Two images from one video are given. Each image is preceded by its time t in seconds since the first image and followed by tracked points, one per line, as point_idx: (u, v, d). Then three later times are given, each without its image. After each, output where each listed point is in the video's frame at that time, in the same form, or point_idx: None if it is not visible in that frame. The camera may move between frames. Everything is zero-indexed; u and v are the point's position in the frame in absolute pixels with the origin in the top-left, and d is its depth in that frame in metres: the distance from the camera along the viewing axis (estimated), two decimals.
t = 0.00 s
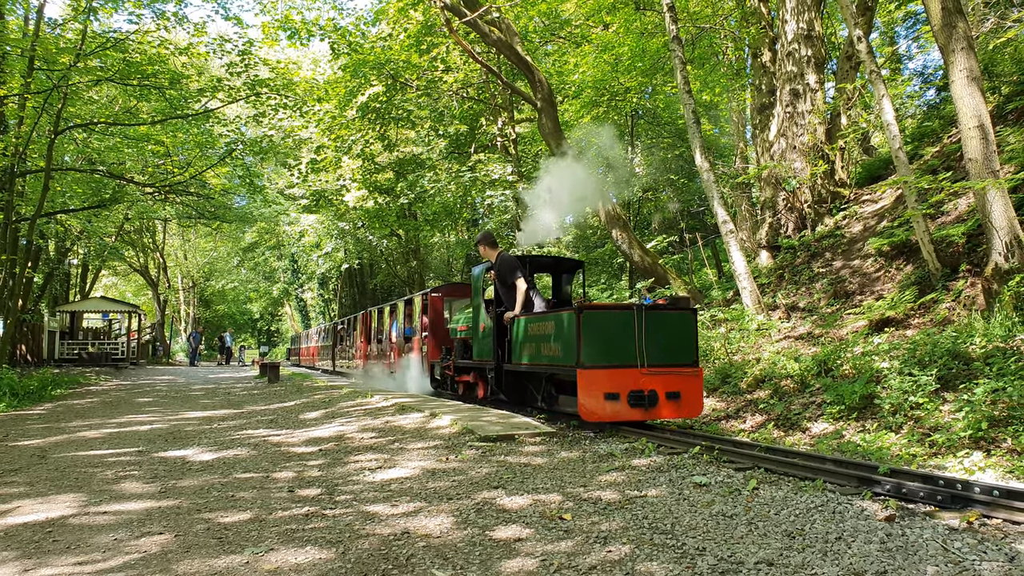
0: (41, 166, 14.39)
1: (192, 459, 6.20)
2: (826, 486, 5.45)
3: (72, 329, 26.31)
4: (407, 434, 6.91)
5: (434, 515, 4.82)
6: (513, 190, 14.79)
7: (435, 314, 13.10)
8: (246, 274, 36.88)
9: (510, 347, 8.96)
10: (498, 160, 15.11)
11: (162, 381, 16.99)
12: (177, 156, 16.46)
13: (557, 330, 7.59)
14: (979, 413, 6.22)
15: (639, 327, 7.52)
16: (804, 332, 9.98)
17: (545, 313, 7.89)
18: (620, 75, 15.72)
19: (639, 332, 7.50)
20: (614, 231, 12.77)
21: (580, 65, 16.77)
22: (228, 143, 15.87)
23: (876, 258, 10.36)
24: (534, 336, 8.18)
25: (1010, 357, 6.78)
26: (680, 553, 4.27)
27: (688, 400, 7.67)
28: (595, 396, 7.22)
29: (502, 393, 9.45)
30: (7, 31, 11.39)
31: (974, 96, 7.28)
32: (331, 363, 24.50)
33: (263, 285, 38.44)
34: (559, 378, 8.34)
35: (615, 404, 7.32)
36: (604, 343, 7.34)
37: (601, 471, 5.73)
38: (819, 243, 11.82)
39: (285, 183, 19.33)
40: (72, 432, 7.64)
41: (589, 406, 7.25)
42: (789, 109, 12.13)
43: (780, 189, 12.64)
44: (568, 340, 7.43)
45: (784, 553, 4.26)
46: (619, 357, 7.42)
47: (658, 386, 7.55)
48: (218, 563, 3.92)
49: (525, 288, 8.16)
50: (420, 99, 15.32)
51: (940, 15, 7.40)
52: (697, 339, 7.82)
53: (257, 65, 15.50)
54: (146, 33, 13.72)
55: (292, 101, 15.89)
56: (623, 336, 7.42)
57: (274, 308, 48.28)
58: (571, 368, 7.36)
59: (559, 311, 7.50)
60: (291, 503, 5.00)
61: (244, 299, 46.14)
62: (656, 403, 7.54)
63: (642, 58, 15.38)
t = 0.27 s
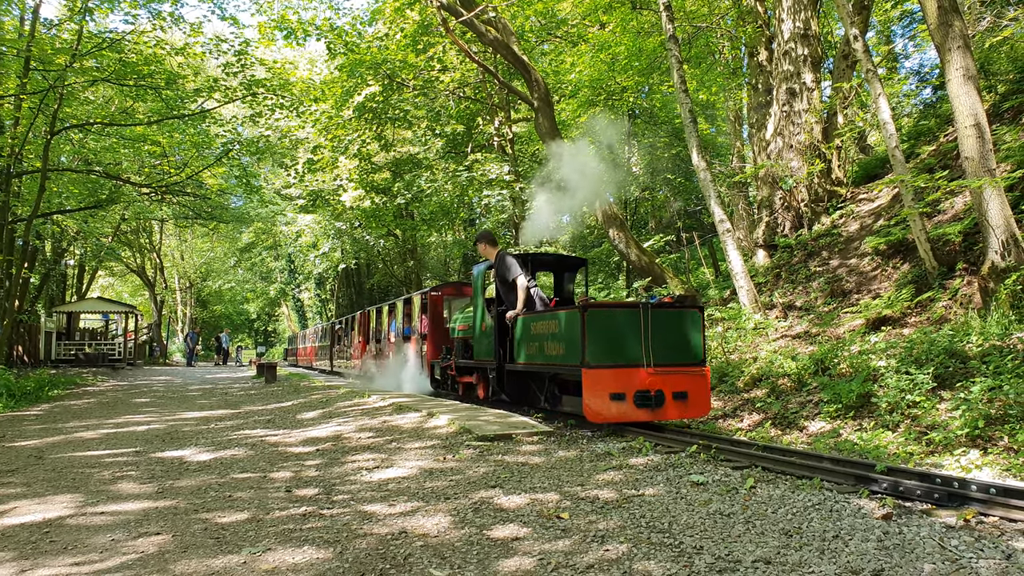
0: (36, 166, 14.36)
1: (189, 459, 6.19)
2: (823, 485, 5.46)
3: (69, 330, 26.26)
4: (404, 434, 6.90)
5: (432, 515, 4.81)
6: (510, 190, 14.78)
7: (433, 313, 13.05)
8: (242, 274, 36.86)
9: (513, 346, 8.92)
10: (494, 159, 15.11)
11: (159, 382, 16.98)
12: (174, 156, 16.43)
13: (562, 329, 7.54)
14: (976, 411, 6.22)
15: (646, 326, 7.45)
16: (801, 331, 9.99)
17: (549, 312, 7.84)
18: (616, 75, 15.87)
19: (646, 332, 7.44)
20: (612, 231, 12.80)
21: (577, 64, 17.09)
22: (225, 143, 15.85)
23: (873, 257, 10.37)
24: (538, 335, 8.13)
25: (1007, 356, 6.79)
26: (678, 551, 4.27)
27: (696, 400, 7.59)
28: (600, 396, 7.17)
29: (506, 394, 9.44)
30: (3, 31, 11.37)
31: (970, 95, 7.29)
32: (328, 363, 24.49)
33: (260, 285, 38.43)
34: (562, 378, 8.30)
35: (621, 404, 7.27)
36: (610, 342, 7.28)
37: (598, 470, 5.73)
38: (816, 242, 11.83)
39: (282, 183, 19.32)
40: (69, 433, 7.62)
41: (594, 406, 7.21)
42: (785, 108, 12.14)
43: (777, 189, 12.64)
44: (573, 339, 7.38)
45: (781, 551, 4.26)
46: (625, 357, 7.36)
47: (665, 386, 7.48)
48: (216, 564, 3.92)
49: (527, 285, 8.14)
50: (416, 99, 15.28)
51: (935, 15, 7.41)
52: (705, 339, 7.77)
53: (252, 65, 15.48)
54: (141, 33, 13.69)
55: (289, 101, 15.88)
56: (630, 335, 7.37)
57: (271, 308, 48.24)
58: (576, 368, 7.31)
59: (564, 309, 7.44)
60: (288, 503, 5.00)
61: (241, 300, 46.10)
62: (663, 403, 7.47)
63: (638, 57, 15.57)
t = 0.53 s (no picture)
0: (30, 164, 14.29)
1: (183, 458, 6.17)
2: (817, 485, 5.48)
3: (62, 328, 26.13)
4: (399, 433, 6.89)
5: (427, 515, 4.81)
6: (506, 189, 14.77)
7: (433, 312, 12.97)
8: (237, 273, 36.76)
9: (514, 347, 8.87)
10: (491, 159, 15.11)
11: (153, 381, 16.90)
12: (169, 154, 16.37)
13: (566, 329, 7.50)
14: (970, 412, 6.25)
15: (650, 325, 7.44)
16: (796, 332, 10.01)
17: (552, 311, 7.80)
18: (613, 75, 15.96)
19: (650, 331, 7.43)
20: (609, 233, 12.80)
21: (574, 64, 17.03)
22: (220, 141, 15.81)
23: (868, 257, 10.40)
24: (540, 335, 8.09)
25: (1000, 357, 6.82)
26: (672, 551, 4.28)
27: (702, 401, 7.56)
28: (605, 397, 7.12)
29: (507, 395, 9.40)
30: None
31: (964, 97, 7.32)
32: (323, 362, 24.43)
33: (255, 284, 38.34)
34: (565, 379, 8.26)
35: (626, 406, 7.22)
36: (615, 342, 7.25)
37: (593, 470, 5.73)
38: (811, 243, 11.86)
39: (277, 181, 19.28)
40: (62, 432, 7.59)
41: (600, 407, 7.15)
42: (781, 109, 12.16)
43: (772, 190, 12.67)
44: (577, 338, 7.34)
45: (775, 551, 4.27)
46: (629, 356, 7.33)
47: (670, 386, 7.45)
48: (210, 563, 3.90)
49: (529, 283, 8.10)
50: (413, 98, 15.43)
51: (930, 17, 7.43)
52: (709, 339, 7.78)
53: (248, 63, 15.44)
54: (136, 30, 13.64)
55: (285, 99, 15.85)
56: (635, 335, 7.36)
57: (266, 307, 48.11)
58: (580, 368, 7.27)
59: (568, 308, 7.41)
60: (283, 503, 4.98)
61: (236, 299, 45.96)
62: (669, 404, 7.43)
63: (635, 58, 15.56)
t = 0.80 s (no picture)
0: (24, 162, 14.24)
1: (178, 458, 6.16)
2: (811, 484, 5.49)
3: (57, 327, 26.04)
4: (394, 432, 6.89)
5: (422, 514, 4.81)
6: (502, 188, 14.75)
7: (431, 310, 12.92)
8: (233, 272, 36.70)
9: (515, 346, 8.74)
10: (488, 158, 15.14)
11: (148, 380, 16.85)
12: (164, 153, 16.34)
13: (569, 327, 7.37)
14: (964, 412, 6.27)
15: (657, 325, 7.29)
16: (791, 331, 10.03)
17: (555, 309, 7.67)
18: (609, 75, 15.91)
19: (657, 330, 7.30)
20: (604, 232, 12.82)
21: (570, 64, 17.02)
22: (216, 140, 15.80)
23: (863, 258, 10.42)
24: (543, 334, 7.96)
25: (994, 357, 6.84)
26: (667, 551, 4.29)
27: (707, 402, 7.47)
28: (611, 398, 6.99)
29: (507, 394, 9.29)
30: None
31: (959, 98, 7.33)
32: (319, 361, 24.39)
33: (251, 283, 38.31)
34: (567, 379, 8.14)
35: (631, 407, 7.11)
36: (620, 341, 7.11)
37: (588, 469, 5.74)
38: (807, 243, 11.88)
39: (273, 180, 19.25)
40: (56, 431, 7.57)
41: (604, 408, 7.03)
42: (777, 109, 12.17)
43: (768, 190, 12.69)
44: (581, 337, 7.21)
45: (770, 550, 4.28)
46: (635, 356, 7.19)
47: (675, 387, 7.36)
48: (204, 563, 3.89)
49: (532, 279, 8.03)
50: (408, 97, 15.30)
51: (926, 18, 7.45)
52: (717, 338, 7.65)
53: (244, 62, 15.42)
54: (132, 29, 13.60)
55: (280, 98, 15.84)
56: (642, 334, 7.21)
57: (262, 305, 48.03)
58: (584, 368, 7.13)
59: (572, 306, 7.28)
60: (278, 502, 4.98)
61: (232, 298, 45.88)
62: (674, 405, 7.33)
63: (631, 58, 15.50)
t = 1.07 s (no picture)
0: (17, 162, 14.17)
1: (172, 458, 6.14)
2: (806, 482, 5.50)
3: (50, 327, 25.92)
4: (389, 432, 6.88)
5: (417, 513, 4.81)
6: (496, 188, 14.72)
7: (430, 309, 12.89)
8: (228, 272, 36.67)
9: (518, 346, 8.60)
10: (482, 157, 15.12)
11: (142, 380, 16.78)
12: (157, 152, 16.28)
13: (575, 326, 7.23)
14: (957, 409, 6.30)
15: (664, 323, 7.17)
16: (785, 330, 10.06)
17: (559, 308, 7.53)
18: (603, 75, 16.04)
19: (664, 329, 7.16)
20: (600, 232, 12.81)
21: (565, 63, 17.09)
22: (209, 139, 15.75)
23: (857, 257, 10.46)
24: (547, 333, 7.81)
25: (987, 355, 6.88)
26: (662, 549, 4.30)
27: (714, 402, 7.32)
28: (617, 399, 6.82)
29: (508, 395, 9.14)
30: None
31: (952, 97, 7.36)
32: (314, 361, 24.36)
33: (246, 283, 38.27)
34: (570, 379, 7.96)
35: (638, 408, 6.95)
36: (627, 340, 6.97)
37: (583, 468, 5.74)
38: (801, 242, 11.92)
39: (267, 180, 19.20)
40: (49, 432, 7.54)
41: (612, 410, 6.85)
42: (771, 108, 12.19)
43: (762, 189, 12.71)
44: (586, 336, 7.05)
45: (764, 548, 4.30)
46: (643, 357, 7.06)
47: (683, 387, 7.20)
48: (198, 563, 3.88)
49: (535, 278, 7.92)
50: (402, 97, 15.08)
51: (919, 17, 7.48)
52: (725, 337, 7.52)
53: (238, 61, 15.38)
54: (124, 28, 13.55)
55: (274, 98, 15.81)
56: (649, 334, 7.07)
57: (256, 305, 47.90)
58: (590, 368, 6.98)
59: (577, 304, 7.14)
60: (272, 502, 4.97)
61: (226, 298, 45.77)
62: (681, 406, 7.18)
63: (625, 57, 15.65)
